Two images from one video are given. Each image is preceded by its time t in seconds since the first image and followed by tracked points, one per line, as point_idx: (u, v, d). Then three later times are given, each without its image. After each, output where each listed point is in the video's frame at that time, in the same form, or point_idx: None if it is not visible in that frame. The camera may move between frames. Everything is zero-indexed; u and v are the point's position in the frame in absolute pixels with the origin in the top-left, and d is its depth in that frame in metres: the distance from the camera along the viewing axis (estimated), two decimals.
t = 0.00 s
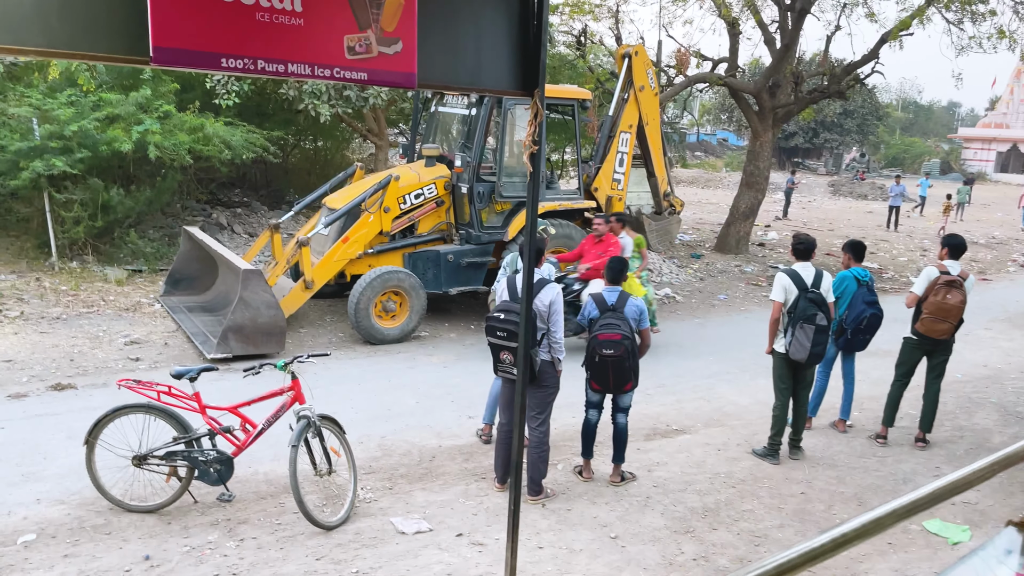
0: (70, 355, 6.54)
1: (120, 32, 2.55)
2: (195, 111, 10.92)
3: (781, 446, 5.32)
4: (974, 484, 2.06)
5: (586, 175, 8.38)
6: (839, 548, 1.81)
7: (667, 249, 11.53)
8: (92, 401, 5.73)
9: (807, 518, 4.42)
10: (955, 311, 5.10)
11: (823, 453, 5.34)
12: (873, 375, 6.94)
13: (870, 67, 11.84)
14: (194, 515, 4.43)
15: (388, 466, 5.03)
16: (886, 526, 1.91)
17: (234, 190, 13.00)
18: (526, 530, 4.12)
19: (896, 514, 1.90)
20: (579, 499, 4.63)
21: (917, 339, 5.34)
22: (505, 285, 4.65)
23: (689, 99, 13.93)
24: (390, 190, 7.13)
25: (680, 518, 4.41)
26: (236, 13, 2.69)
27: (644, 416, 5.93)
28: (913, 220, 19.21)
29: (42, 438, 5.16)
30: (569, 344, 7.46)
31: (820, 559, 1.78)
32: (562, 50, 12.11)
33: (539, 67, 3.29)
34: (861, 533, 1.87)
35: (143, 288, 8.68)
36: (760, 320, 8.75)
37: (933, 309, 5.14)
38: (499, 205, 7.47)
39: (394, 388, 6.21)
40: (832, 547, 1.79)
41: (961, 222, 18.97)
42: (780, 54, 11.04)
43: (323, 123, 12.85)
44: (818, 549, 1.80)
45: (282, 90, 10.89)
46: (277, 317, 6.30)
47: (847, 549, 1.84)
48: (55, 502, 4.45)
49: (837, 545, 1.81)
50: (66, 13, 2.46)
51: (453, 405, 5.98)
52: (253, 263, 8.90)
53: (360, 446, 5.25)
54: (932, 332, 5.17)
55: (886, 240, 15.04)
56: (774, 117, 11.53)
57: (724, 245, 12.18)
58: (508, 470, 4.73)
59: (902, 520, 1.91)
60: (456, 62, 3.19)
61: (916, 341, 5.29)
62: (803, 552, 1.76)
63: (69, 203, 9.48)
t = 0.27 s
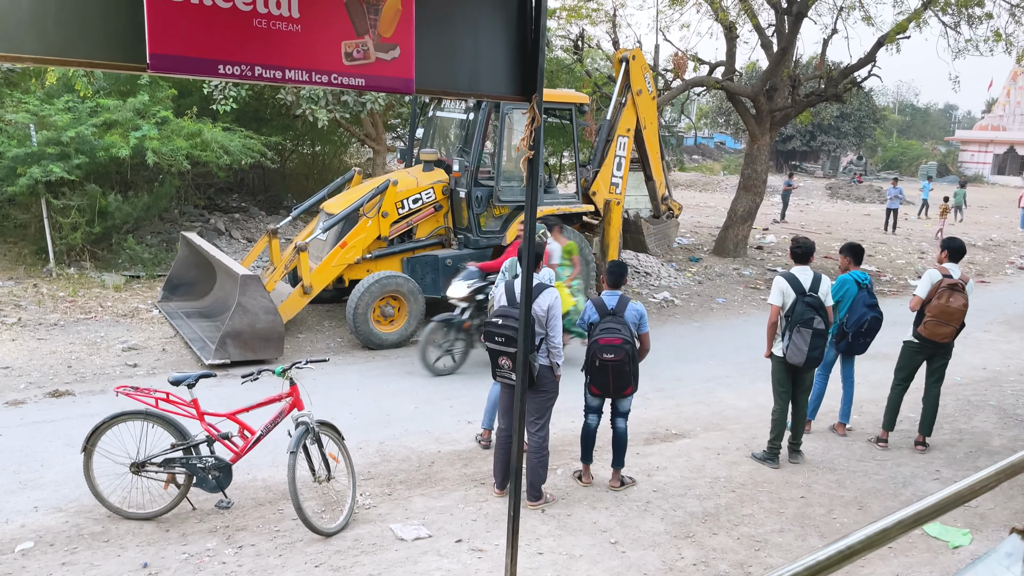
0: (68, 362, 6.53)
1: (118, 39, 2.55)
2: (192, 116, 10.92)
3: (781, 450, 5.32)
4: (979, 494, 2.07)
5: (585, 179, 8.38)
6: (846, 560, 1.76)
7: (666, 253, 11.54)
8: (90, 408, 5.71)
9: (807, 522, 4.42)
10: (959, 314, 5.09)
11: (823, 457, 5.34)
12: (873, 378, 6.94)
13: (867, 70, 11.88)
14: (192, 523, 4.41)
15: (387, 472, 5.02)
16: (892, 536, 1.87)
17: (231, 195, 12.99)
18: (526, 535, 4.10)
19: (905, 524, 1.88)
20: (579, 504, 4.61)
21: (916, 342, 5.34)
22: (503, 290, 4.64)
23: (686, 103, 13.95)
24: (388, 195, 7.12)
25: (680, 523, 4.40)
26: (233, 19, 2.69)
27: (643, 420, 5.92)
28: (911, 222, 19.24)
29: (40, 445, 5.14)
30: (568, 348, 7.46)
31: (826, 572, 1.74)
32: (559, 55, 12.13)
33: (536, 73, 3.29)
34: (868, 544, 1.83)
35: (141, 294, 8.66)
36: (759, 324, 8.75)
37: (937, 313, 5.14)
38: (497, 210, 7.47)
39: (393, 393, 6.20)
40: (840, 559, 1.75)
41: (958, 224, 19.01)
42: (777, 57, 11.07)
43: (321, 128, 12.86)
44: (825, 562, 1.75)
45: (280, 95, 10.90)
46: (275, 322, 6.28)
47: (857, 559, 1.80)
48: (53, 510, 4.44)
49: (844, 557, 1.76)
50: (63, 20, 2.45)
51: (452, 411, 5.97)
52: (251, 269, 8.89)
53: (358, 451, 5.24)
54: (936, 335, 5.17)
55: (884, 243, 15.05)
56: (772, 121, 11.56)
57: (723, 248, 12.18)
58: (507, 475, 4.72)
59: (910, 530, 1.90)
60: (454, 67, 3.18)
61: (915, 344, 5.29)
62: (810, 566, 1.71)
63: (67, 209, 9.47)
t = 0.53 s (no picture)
0: (66, 369, 6.51)
1: (117, 46, 2.54)
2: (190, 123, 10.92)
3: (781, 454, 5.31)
4: (984, 499, 2.06)
5: (583, 184, 8.39)
6: (852, 568, 1.75)
7: (665, 257, 11.55)
8: (89, 415, 5.70)
9: (808, 526, 4.41)
10: (953, 318, 5.09)
11: (823, 460, 5.34)
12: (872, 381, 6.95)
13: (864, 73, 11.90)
14: (192, 530, 4.40)
15: (387, 477, 5.01)
16: (898, 543, 1.86)
17: (230, 201, 12.99)
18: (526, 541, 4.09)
19: (911, 531, 1.87)
20: (579, 509, 4.60)
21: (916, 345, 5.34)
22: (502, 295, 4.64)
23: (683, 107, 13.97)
24: (386, 201, 7.12)
25: (681, 527, 4.39)
26: (231, 25, 2.68)
27: (643, 424, 5.92)
28: (908, 225, 19.28)
29: (38, 453, 5.12)
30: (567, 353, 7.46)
31: None
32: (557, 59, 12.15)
33: (535, 77, 3.29)
34: (873, 552, 1.82)
35: (139, 301, 8.65)
36: (758, 327, 8.75)
37: (931, 315, 5.16)
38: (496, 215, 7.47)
39: (392, 399, 6.20)
40: (845, 567, 1.74)
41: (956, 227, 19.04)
42: (774, 61, 11.09)
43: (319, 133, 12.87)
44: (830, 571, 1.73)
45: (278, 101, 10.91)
46: (274, 328, 6.28)
47: (863, 567, 1.79)
48: (52, 517, 4.42)
49: (849, 565, 1.75)
50: (61, 27, 2.45)
51: (451, 416, 5.96)
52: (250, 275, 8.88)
53: (358, 457, 5.23)
54: (931, 338, 5.18)
55: (882, 246, 15.07)
56: (769, 124, 11.58)
57: (721, 252, 12.20)
58: (507, 480, 4.71)
59: (916, 536, 1.89)
60: (453, 73, 3.19)
61: (914, 347, 5.29)
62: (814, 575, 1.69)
63: (65, 216, 9.46)
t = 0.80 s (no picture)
0: (65, 376, 6.49)
1: (116, 51, 2.54)
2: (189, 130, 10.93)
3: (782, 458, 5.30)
4: (991, 503, 2.05)
5: (582, 189, 8.40)
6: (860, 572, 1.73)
7: (664, 262, 11.55)
8: (88, 423, 5.68)
9: (810, 530, 4.40)
10: (950, 321, 5.09)
11: (825, 464, 5.33)
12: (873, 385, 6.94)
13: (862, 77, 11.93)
14: (192, 537, 4.38)
15: (387, 484, 4.99)
16: (906, 547, 1.85)
17: (229, 208, 13.00)
18: (528, 547, 4.07)
19: (919, 535, 1.86)
20: (581, 514, 4.59)
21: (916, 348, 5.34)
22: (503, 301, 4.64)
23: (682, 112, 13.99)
24: (386, 206, 7.12)
25: (683, 532, 4.38)
26: (230, 30, 2.68)
27: (644, 429, 5.91)
28: (907, 229, 19.29)
29: (38, 461, 5.10)
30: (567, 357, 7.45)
31: None
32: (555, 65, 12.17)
33: (535, 81, 3.29)
34: (882, 555, 1.80)
35: (139, 308, 8.64)
36: (758, 331, 8.74)
37: (928, 318, 5.17)
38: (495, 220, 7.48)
39: (392, 405, 6.18)
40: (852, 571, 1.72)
41: (956, 230, 19.05)
42: (772, 66, 11.11)
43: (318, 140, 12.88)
44: None
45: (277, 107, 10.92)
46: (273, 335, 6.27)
47: (874, 571, 1.78)
48: (51, 525, 4.40)
49: (858, 569, 1.73)
50: (60, 33, 2.45)
51: (452, 421, 5.95)
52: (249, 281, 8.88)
53: (359, 463, 5.21)
54: (928, 341, 5.18)
55: (882, 249, 15.07)
56: (768, 129, 11.60)
57: (721, 256, 12.20)
58: (508, 486, 4.70)
59: (925, 540, 1.87)
60: (452, 77, 3.19)
61: (914, 350, 5.29)
62: None
63: (64, 224, 9.46)
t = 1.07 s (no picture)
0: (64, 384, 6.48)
1: (114, 56, 2.54)
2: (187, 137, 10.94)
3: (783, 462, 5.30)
4: (998, 507, 2.05)
5: (580, 194, 8.42)
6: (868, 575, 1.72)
7: (663, 266, 11.56)
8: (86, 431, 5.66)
9: (812, 534, 4.39)
10: (950, 325, 5.10)
11: (825, 468, 5.32)
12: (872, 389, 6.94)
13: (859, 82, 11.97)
14: (191, 545, 4.36)
15: (387, 490, 4.98)
16: (915, 551, 1.84)
17: (228, 215, 13.00)
18: (529, 552, 4.06)
19: (927, 538, 1.85)
20: (581, 520, 4.58)
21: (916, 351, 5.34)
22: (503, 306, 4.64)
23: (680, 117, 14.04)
24: (384, 212, 7.13)
25: (684, 537, 4.37)
26: (228, 35, 2.68)
27: (644, 434, 5.90)
28: (905, 233, 19.32)
29: (36, 469, 5.09)
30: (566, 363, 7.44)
31: None
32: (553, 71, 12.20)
33: (533, 85, 3.30)
34: (891, 559, 1.79)
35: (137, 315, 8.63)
36: (757, 335, 8.74)
37: (928, 322, 5.18)
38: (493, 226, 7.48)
39: (392, 411, 6.17)
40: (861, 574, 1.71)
41: (954, 234, 19.08)
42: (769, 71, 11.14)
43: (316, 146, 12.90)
44: None
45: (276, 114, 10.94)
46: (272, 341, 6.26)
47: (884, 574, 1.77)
48: (49, 534, 4.38)
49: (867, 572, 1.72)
50: (58, 38, 2.45)
51: (451, 427, 5.94)
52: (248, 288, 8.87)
53: (358, 470, 5.20)
54: (928, 345, 5.19)
55: (880, 253, 15.10)
56: (765, 133, 11.63)
57: (719, 261, 12.21)
58: (509, 491, 4.68)
59: (933, 544, 1.86)
60: (451, 82, 3.20)
61: (912, 353, 5.29)
62: None
63: (62, 232, 9.45)
